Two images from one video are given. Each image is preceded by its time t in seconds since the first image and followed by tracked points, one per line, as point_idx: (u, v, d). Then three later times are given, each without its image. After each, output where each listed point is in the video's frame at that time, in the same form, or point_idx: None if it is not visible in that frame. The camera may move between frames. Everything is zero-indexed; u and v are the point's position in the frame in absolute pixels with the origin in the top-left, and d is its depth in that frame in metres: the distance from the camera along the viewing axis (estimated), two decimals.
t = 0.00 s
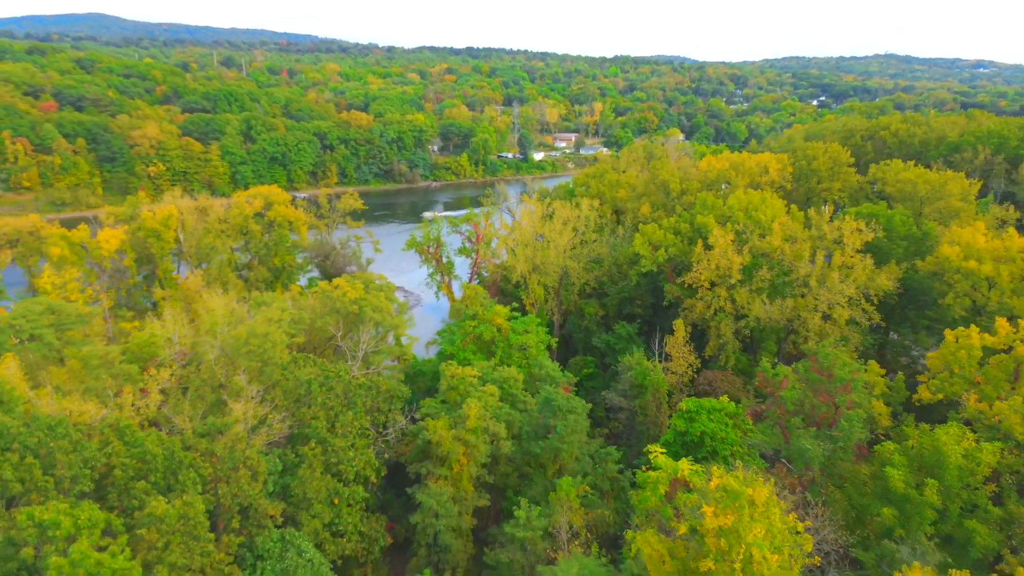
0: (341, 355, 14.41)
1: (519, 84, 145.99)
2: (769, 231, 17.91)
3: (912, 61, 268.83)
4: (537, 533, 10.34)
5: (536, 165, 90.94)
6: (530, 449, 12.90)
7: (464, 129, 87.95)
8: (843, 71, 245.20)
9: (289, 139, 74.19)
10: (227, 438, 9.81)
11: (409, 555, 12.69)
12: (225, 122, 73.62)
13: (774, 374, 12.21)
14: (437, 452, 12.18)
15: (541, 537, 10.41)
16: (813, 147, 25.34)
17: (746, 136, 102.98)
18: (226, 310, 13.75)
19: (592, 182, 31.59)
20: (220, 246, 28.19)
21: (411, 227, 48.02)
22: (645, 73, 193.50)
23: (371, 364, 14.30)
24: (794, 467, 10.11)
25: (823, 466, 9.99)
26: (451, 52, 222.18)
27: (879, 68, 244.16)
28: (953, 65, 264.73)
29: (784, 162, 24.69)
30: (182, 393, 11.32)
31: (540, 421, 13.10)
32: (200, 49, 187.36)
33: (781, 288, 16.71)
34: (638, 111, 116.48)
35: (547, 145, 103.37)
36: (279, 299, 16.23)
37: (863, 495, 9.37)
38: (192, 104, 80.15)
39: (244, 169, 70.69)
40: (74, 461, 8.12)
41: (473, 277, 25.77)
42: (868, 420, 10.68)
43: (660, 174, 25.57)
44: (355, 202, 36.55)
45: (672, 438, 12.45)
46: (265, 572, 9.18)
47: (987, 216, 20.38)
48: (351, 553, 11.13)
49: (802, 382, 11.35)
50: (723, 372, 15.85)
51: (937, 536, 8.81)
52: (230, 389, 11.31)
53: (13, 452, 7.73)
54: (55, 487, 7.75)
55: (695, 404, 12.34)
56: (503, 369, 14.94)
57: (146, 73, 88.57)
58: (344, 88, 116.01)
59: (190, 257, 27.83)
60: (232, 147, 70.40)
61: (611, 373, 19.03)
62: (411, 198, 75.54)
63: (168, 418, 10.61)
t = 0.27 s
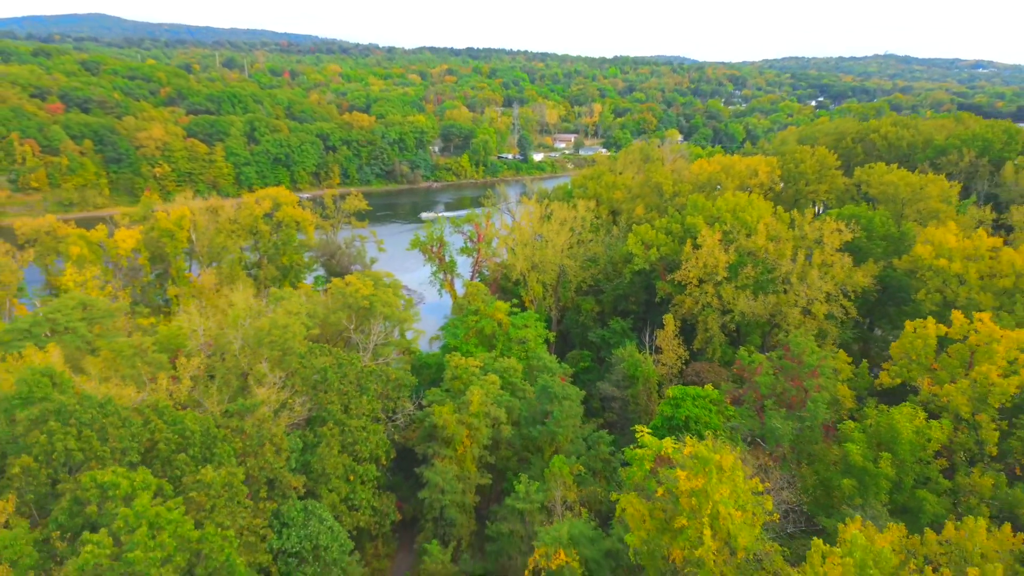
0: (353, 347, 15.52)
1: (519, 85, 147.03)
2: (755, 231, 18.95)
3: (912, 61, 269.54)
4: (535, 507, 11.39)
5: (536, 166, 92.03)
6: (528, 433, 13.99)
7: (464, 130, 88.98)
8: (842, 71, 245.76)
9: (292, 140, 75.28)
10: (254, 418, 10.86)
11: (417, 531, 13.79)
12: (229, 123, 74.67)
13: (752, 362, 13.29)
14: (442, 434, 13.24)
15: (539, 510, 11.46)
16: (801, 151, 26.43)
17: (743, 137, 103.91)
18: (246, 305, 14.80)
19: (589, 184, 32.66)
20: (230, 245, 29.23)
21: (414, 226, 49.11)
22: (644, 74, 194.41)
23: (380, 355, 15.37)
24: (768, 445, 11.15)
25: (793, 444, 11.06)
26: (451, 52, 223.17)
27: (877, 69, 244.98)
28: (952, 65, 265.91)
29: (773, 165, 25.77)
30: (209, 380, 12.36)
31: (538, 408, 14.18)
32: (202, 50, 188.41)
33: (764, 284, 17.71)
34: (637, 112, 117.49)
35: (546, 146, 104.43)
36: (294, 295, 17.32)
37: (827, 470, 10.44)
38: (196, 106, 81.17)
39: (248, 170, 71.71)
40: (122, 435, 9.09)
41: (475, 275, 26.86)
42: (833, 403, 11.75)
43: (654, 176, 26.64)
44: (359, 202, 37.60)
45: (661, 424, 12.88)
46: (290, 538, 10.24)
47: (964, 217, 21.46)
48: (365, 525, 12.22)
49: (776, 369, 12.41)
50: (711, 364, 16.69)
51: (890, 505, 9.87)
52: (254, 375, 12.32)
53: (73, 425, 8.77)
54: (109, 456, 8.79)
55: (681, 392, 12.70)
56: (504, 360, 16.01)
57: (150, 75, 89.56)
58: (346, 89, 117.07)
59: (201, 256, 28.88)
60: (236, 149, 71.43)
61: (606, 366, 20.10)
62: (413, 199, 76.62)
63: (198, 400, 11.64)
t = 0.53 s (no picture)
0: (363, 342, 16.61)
1: (519, 86, 148.03)
2: (742, 233, 20.02)
3: (911, 61, 270.14)
4: (533, 486, 12.45)
5: (536, 167, 93.11)
6: (526, 422, 15.11)
7: (465, 132, 89.99)
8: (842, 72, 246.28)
9: (295, 142, 76.34)
10: (277, 405, 11.91)
11: (424, 512, 14.92)
12: (233, 126, 75.73)
13: (734, 355, 14.35)
14: (447, 422, 14.31)
15: (537, 490, 12.51)
16: (790, 156, 27.48)
17: (741, 138, 104.79)
18: (263, 302, 15.87)
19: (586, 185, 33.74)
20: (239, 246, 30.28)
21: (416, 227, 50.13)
22: (643, 75, 195.22)
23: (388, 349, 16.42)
24: (745, 429, 12.22)
25: (768, 429, 12.15)
26: (451, 53, 224.09)
27: (876, 69, 245.68)
28: (951, 65, 267.06)
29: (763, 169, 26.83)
30: (233, 371, 13.41)
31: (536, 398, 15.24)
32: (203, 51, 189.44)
33: (750, 284, 18.77)
34: (636, 113, 118.43)
35: (546, 147, 105.45)
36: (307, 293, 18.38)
37: (797, 451, 11.52)
38: (201, 108, 82.19)
39: (252, 171, 72.71)
40: (163, 417, 10.14)
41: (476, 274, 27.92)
42: (805, 392, 12.85)
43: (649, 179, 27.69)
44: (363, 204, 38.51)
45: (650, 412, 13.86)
46: (310, 512, 11.25)
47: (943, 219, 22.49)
48: (376, 504, 13.29)
49: (754, 361, 13.47)
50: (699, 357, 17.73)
51: (853, 483, 10.91)
52: (274, 366, 13.37)
53: (121, 408, 9.84)
54: (154, 436, 9.83)
55: (668, 383, 13.69)
56: (504, 354, 17.09)
57: (155, 77, 90.57)
58: (348, 90, 118.14)
59: (212, 257, 29.92)
60: (240, 151, 72.44)
61: (601, 361, 21.16)
62: (414, 199, 77.68)
63: (224, 389, 12.70)
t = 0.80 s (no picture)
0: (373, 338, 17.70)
1: (519, 88, 148.98)
2: (730, 235, 21.09)
3: (909, 61, 270.94)
4: (531, 469, 13.51)
5: (535, 168, 94.16)
6: (525, 411, 16.21)
7: (465, 133, 90.97)
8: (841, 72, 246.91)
9: (298, 144, 77.38)
10: (296, 394, 12.97)
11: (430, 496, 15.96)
12: (237, 128, 76.76)
13: (719, 349, 15.41)
14: (452, 411, 15.38)
15: (535, 472, 13.57)
16: (779, 160, 28.52)
17: (739, 139, 105.69)
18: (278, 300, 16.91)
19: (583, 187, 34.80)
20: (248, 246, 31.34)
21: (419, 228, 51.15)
22: (642, 76, 196.03)
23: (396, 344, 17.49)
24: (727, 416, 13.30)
25: (747, 416, 13.21)
26: (451, 54, 224.96)
27: (875, 70, 246.28)
28: (949, 65, 267.77)
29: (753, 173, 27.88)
30: (253, 363, 14.45)
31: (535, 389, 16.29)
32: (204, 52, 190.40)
33: (737, 283, 19.84)
34: (635, 115, 119.37)
35: (546, 148, 106.45)
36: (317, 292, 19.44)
37: (773, 436, 12.58)
38: (205, 110, 83.27)
39: (256, 173, 73.70)
40: (197, 402, 11.18)
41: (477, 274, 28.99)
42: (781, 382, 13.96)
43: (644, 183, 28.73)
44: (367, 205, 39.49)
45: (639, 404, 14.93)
46: (329, 491, 12.31)
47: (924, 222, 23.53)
48: (387, 486, 14.33)
49: (736, 355, 14.54)
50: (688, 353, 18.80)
51: (822, 464, 11.97)
52: (292, 359, 14.43)
53: (160, 393, 10.94)
54: (189, 419, 10.88)
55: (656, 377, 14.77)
56: (505, 349, 18.15)
57: (159, 79, 91.54)
58: (349, 92, 119.14)
59: (222, 257, 30.98)
60: (244, 152, 73.43)
61: (597, 357, 22.23)
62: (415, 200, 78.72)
63: (246, 379, 13.75)
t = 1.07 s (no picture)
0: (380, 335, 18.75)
1: (519, 89, 149.93)
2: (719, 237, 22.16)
3: (908, 62, 271.68)
4: (530, 455, 14.57)
5: (535, 170, 95.19)
6: (524, 402, 17.29)
7: (465, 135, 91.96)
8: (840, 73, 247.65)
9: (300, 146, 78.43)
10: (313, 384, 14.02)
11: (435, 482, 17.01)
12: (241, 130, 77.83)
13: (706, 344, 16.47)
14: (456, 402, 16.45)
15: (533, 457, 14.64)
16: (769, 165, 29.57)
17: (737, 141, 106.59)
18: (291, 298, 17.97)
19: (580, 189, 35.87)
20: (256, 247, 32.44)
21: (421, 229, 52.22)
22: (642, 77, 196.86)
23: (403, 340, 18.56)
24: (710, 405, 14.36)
25: (729, 404, 14.28)
26: (451, 55, 225.81)
27: (874, 71, 246.91)
28: (948, 65, 268.54)
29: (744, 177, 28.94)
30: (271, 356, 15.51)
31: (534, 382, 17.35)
32: (206, 53, 191.36)
33: (726, 282, 20.92)
34: (634, 116, 120.34)
35: (545, 149, 107.42)
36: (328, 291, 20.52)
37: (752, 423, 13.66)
38: (208, 112, 84.34)
39: (259, 174, 74.72)
40: (225, 389, 12.26)
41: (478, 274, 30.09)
42: (761, 373, 15.06)
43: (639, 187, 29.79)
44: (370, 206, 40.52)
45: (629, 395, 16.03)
46: (344, 473, 13.38)
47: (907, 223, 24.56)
48: (396, 471, 15.40)
49: (721, 349, 15.58)
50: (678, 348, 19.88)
51: (796, 448, 13.03)
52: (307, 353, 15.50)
53: (190, 382, 12.02)
54: (217, 405, 11.93)
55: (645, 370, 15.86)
56: (505, 345, 19.20)
57: (163, 82, 92.55)
58: (350, 93, 120.16)
59: (231, 257, 32.09)
60: (248, 154, 74.43)
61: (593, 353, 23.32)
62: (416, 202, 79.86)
63: (266, 371, 14.82)
